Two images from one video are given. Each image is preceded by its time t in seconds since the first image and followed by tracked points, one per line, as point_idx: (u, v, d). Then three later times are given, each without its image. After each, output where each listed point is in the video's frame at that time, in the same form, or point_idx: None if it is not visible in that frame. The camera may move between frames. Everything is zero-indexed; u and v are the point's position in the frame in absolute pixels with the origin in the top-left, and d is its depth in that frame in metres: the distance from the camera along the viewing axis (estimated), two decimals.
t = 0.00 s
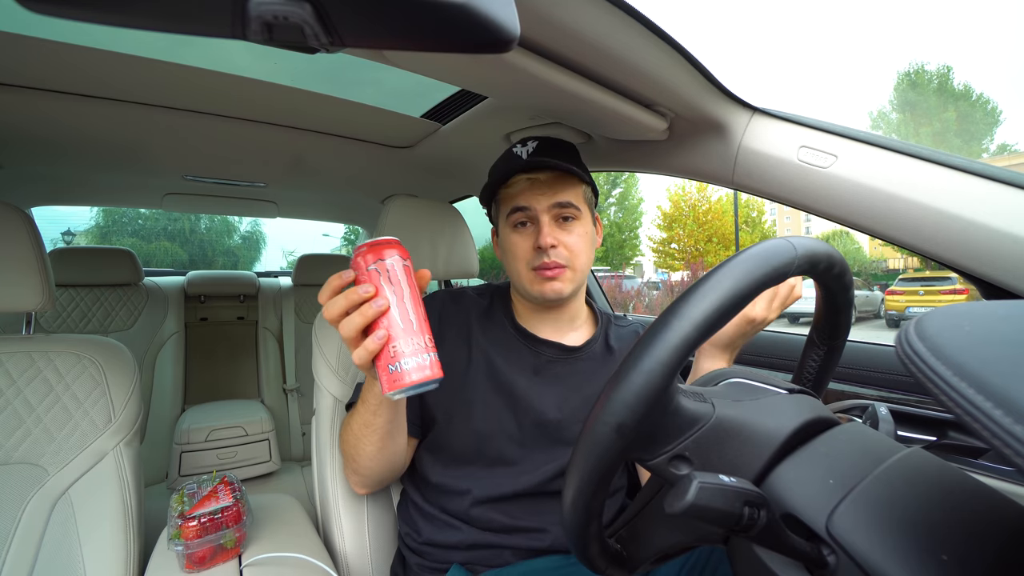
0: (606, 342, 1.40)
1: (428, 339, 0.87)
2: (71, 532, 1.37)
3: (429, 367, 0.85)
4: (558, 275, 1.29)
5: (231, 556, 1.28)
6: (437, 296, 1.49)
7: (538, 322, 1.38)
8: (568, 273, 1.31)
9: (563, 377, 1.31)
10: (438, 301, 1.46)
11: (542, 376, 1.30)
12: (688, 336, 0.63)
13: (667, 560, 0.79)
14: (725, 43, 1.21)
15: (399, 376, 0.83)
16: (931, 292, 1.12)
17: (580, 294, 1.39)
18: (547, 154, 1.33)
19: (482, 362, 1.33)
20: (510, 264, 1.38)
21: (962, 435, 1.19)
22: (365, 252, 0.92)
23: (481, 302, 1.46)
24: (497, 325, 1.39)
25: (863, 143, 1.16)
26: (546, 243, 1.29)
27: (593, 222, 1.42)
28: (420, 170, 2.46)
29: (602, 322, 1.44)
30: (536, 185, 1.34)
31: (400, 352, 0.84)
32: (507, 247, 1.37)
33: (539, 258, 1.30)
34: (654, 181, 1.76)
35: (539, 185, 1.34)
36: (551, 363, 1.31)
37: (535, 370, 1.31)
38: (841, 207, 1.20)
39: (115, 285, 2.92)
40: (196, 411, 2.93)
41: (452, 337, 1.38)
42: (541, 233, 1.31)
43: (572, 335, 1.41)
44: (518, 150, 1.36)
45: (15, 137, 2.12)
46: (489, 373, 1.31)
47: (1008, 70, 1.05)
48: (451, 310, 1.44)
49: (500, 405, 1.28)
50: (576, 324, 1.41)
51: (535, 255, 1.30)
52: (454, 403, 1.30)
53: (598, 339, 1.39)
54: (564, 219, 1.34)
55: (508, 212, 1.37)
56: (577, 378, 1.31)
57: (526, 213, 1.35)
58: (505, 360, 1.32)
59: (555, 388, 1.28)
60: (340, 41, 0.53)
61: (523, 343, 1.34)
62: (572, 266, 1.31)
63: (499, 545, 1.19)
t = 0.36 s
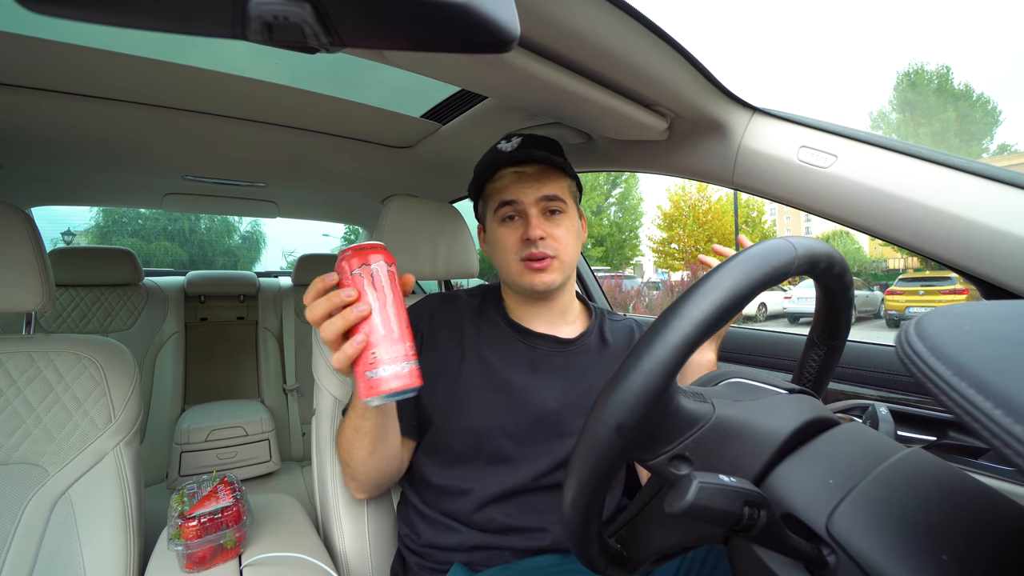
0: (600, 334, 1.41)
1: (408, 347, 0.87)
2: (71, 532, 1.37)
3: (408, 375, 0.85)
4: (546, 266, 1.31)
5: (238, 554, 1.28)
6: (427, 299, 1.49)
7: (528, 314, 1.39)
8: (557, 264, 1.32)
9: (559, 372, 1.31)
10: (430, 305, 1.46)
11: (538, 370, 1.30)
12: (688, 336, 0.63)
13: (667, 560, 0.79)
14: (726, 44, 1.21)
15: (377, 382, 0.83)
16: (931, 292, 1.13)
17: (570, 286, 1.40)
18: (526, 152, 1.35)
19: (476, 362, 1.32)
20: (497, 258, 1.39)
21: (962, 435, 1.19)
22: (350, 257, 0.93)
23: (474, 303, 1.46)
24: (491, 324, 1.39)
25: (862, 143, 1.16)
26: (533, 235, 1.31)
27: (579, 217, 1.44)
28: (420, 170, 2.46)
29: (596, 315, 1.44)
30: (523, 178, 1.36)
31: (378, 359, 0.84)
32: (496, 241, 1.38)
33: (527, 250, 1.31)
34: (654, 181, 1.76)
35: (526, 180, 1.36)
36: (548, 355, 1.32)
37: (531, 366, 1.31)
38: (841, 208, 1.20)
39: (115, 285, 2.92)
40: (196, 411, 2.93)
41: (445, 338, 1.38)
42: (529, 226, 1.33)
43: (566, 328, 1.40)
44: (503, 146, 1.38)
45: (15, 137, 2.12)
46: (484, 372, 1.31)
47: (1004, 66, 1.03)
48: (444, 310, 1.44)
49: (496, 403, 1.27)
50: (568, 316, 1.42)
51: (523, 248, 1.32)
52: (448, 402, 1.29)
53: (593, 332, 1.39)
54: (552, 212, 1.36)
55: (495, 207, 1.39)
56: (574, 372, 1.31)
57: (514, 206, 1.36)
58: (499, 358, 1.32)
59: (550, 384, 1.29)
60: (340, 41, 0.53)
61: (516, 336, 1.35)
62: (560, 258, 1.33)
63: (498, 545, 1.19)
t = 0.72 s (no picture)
0: (595, 329, 1.40)
1: (339, 380, 0.80)
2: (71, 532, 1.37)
3: (331, 411, 0.78)
4: (550, 264, 1.30)
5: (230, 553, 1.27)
6: (419, 303, 1.49)
7: (528, 312, 1.37)
8: (558, 263, 1.32)
9: (554, 372, 1.29)
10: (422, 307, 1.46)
11: (534, 368, 1.29)
12: (688, 336, 0.63)
13: (667, 560, 0.79)
14: (726, 43, 1.21)
15: (297, 416, 0.76)
16: (931, 292, 1.12)
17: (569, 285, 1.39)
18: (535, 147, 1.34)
19: (470, 362, 1.31)
20: (497, 254, 1.38)
21: (963, 435, 1.19)
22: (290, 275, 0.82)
23: (466, 302, 1.45)
24: (485, 322, 1.38)
25: (863, 143, 1.16)
26: (537, 232, 1.30)
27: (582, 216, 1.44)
28: (419, 170, 2.46)
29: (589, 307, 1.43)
30: (530, 173, 1.35)
31: (301, 391, 0.77)
32: (496, 237, 1.37)
33: (529, 247, 1.31)
34: (654, 182, 1.76)
35: (533, 176, 1.35)
36: (544, 351, 1.30)
37: (527, 364, 1.30)
38: (841, 208, 1.20)
39: (115, 285, 2.92)
40: (196, 411, 2.93)
41: (436, 340, 1.37)
42: (533, 223, 1.32)
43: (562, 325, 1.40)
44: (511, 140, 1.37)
45: (14, 137, 2.12)
46: (479, 372, 1.29)
47: (1003, 68, 1.03)
48: (438, 312, 1.43)
49: (494, 404, 1.26)
50: (568, 314, 1.41)
51: (525, 245, 1.31)
52: (444, 406, 1.27)
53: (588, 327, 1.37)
54: (556, 210, 1.35)
55: (499, 202, 1.38)
56: (569, 372, 1.30)
57: (518, 202, 1.35)
58: (493, 357, 1.31)
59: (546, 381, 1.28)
60: (340, 41, 0.53)
61: (510, 335, 1.34)
62: (562, 256, 1.32)
63: (498, 546, 1.19)
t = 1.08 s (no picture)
0: (613, 338, 1.35)
1: None
2: (71, 532, 1.37)
3: None
4: (556, 295, 1.14)
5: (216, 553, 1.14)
6: (424, 306, 1.39)
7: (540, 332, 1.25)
8: (568, 290, 1.15)
9: (574, 389, 1.24)
10: (429, 316, 1.35)
11: (557, 388, 1.23)
12: (687, 336, 0.63)
13: (666, 560, 0.79)
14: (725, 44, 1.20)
15: None
16: (932, 292, 1.10)
17: (587, 306, 1.23)
18: (544, 158, 1.15)
19: (493, 383, 1.24)
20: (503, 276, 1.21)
21: (962, 435, 1.19)
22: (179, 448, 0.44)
23: (480, 311, 1.36)
24: (503, 336, 1.29)
25: (862, 143, 1.17)
26: (542, 259, 1.12)
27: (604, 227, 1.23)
28: (420, 170, 2.46)
29: (606, 314, 1.39)
30: (531, 189, 1.15)
31: None
32: (500, 259, 1.20)
33: (534, 276, 1.13)
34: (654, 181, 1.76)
35: (540, 193, 1.15)
36: (569, 368, 1.24)
37: (549, 382, 1.24)
38: (842, 208, 1.20)
39: (115, 285, 2.92)
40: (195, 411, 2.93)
41: (452, 358, 1.27)
42: (538, 248, 1.13)
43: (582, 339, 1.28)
44: (517, 145, 1.19)
45: (14, 137, 2.12)
46: (503, 395, 1.22)
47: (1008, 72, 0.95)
48: (448, 321, 1.34)
49: (520, 429, 1.20)
50: (586, 327, 1.28)
51: (529, 272, 1.14)
52: (470, 435, 1.20)
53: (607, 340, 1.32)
54: (568, 231, 1.15)
55: (502, 218, 1.20)
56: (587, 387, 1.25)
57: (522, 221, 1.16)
58: (515, 376, 1.24)
59: (571, 402, 1.22)
60: (340, 41, 0.53)
61: (535, 354, 1.26)
62: (573, 283, 1.15)
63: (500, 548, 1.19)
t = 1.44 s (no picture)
0: (616, 341, 1.36)
1: None
2: (71, 532, 1.37)
3: None
4: (563, 305, 1.13)
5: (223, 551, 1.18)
6: (427, 316, 1.35)
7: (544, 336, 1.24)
8: (574, 302, 1.14)
9: (576, 396, 1.24)
10: (432, 323, 1.33)
11: (560, 395, 1.23)
12: (688, 336, 0.63)
13: (666, 560, 0.79)
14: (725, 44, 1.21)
15: None
16: (932, 292, 1.11)
17: (592, 315, 1.23)
18: (559, 166, 1.14)
19: (497, 394, 1.23)
20: (509, 282, 1.21)
21: (962, 435, 1.19)
22: None
23: (483, 318, 1.34)
24: (504, 343, 1.28)
25: (862, 143, 1.18)
26: (549, 271, 1.12)
27: (613, 236, 1.22)
28: (420, 170, 2.46)
29: (609, 318, 1.39)
30: (541, 199, 1.14)
31: None
32: (506, 266, 1.20)
33: (540, 286, 1.13)
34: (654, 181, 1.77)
35: (550, 204, 1.13)
36: (572, 375, 1.25)
37: (552, 390, 1.24)
38: (842, 208, 1.20)
39: (115, 285, 2.92)
40: (196, 411, 2.93)
41: (456, 368, 1.25)
42: (545, 259, 1.12)
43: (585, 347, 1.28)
44: (529, 149, 1.17)
45: (14, 137, 2.12)
46: (507, 405, 1.22)
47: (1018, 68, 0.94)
48: (451, 330, 1.32)
49: (524, 437, 1.20)
50: (589, 332, 1.28)
51: (535, 282, 1.13)
52: (473, 444, 1.19)
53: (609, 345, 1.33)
54: (576, 242, 1.14)
55: (510, 225, 1.19)
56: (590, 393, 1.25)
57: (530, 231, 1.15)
58: (520, 388, 1.23)
59: (573, 409, 1.23)
60: (340, 41, 0.53)
61: (536, 361, 1.25)
62: (579, 294, 1.14)
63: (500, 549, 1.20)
